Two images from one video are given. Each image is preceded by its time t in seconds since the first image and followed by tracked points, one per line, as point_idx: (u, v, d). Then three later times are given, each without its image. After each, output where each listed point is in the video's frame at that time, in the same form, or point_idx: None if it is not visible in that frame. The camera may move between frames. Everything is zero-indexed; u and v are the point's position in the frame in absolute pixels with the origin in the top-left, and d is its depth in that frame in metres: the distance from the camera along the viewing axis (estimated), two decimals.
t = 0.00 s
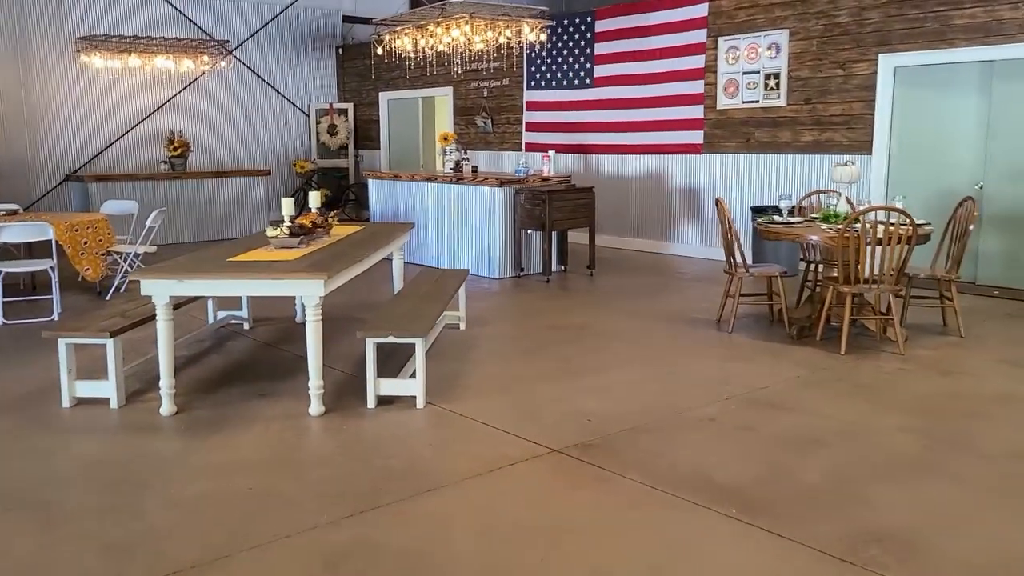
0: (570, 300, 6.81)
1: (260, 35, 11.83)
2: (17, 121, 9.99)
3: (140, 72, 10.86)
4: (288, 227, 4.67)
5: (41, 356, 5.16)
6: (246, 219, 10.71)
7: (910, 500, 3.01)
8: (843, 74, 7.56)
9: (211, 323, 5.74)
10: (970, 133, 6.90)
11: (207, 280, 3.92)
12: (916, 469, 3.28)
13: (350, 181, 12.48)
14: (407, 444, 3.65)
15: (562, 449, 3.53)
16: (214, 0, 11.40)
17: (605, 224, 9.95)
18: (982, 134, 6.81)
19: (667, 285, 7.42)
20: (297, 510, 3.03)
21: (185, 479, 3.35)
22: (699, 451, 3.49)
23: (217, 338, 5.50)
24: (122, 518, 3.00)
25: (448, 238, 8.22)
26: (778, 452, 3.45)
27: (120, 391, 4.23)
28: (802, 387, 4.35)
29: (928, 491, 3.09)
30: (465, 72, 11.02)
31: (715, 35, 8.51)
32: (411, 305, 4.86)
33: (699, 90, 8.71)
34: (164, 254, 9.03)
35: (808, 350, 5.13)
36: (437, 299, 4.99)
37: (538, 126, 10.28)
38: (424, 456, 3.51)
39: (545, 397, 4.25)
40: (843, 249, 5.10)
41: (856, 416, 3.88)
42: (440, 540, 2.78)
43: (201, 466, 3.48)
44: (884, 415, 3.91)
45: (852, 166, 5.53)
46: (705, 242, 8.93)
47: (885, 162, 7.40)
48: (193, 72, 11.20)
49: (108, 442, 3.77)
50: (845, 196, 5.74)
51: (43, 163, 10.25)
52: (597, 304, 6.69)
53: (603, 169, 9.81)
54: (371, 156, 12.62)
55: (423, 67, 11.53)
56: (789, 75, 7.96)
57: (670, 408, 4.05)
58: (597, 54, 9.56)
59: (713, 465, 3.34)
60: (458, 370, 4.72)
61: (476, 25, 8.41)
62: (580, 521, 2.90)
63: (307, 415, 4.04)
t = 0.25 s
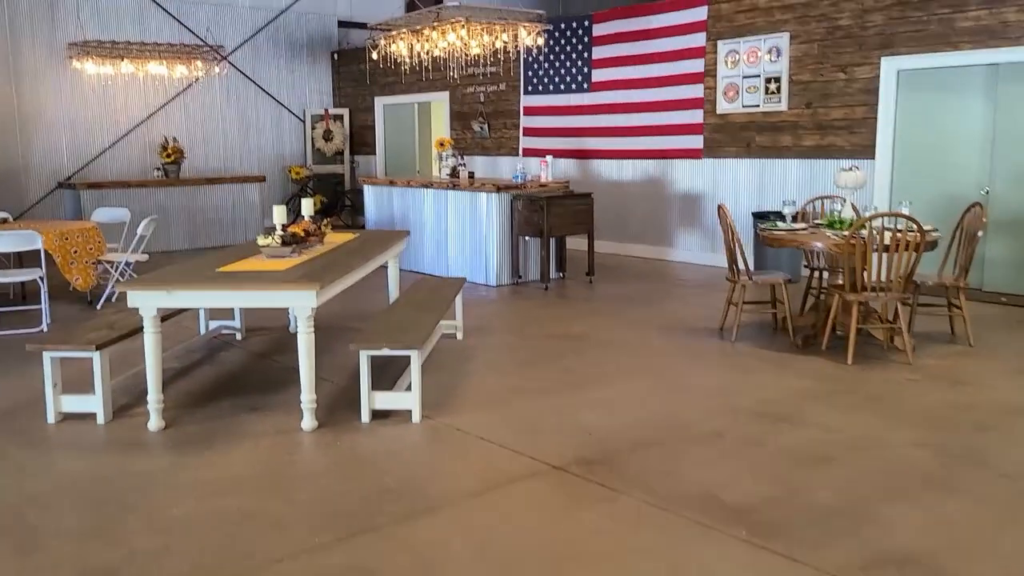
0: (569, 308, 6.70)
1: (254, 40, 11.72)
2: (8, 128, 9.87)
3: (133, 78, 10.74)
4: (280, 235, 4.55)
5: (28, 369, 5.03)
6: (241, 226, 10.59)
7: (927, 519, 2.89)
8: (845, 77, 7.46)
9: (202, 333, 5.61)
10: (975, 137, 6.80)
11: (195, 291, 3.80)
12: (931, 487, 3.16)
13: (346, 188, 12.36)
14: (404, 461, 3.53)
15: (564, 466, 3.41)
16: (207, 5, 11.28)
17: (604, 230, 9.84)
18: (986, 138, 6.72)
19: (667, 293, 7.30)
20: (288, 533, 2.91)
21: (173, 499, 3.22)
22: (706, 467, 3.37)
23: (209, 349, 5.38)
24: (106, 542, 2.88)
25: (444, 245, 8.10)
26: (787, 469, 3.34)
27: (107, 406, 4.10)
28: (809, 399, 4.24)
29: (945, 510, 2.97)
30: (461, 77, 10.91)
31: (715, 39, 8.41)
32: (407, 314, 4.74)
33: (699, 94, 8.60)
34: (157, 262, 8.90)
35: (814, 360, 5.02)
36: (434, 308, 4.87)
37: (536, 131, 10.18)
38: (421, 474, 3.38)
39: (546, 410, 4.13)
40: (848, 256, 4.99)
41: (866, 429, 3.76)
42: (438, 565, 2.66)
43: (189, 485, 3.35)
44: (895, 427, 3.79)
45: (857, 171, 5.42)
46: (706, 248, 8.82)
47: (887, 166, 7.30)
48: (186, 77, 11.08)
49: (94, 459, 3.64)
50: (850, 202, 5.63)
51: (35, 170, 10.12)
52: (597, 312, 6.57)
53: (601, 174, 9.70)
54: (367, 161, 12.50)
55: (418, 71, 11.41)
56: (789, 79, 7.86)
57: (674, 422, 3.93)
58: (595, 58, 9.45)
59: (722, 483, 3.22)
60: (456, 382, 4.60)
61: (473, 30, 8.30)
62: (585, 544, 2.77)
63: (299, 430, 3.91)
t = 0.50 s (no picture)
0: (572, 316, 6.56)
1: (252, 44, 11.59)
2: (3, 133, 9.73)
3: (129, 82, 10.61)
4: (275, 245, 4.42)
5: (16, 382, 4.88)
6: (238, 232, 10.45)
7: (952, 546, 2.75)
8: (852, 80, 7.32)
9: (196, 344, 5.47)
10: (986, 141, 6.66)
11: (185, 304, 3.65)
12: (953, 508, 3.02)
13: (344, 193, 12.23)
14: (401, 480, 3.39)
15: (568, 485, 3.27)
16: (205, 9, 11.16)
17: (606, 236, 9.70)
18: (997, 142, 6.58)
19: (671, 300, 7.16)
20: (280, 560, 2.77)
21: (160, 522, 3.08)
22: (717, 486, 3.23)
23: (202, 360, 5.24)
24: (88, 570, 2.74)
25: (444, 251, 7.96)
26: (802, 489, 3.19)
27: (94, 422, 3.96)
28: (821, 412, 4.10)
29: (968, 535, 2.84)
30: (461, 80, 10.78)
31: (719, 41, 8.27)
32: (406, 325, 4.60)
33: (702, 98, 8.47)
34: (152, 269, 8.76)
35: (824, 370, 4.87)
36: (433, 318, 4.73)
37: (537, 135, 10.04)
38: (419, 494, 3.25)
39: (549, 424, 3.99)
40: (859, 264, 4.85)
41: (883, 446, 3.62)
42: None
43: (179, 506, 3.21)
44: (912, 443, 3.65)
45: (867, 176, 5.28)
46: (710, 253, 8.68)
47: (896, 171, 7.17)
48: (183, 81, 10.95)
49: (80, 479, 3.50)
50: (860, 208, 5.49)
51: (30, 176, 9.99)
52: (600, 320, 6.43)
53: (604, 179, 9.57)
54: (366, 166, 12.38)
55: (418, 75, 11.28)
56: (795, 81, 7.72)
57: (682, 437, 3.79)
58: (596, 61, 9.32)
59: (734, 504, 3.08)
60: (456, 395, 4.46)
61: (473, 32, 8.17)
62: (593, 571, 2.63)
63: (293, 447, 3.77)
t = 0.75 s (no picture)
0: (572, 318, 6.44)
1: (247, 43, 11.46)
2: None
3: (123, 82, 10.49)
4: (268, 246, 4.30)
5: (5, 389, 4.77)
6: (234, 233, 10.33)
7: (973, 558, 2.64)
8: (856, 75, 7.21)
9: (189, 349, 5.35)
10: (993, 136, 6.55)
11: (175, 310, 3.54)
12: (972, 517, 2.92)
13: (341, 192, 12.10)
14: (399, 490, 3.28)
15: (572, 495, 3.16)
16: (199, 8, 11.04)
17: (607, 235, 9.59)
18: (1004, 137, 6.48)
19: (673, 300, 7.05)
20: None
21: (149, 536, 2.97)
22: (726, 495, 3.12)
23: (196, 365, 5.12)
24: None
25: (442, 252, 7.85)
26: (814, 497, 3.08)
27: (83, 431, 3.84)
28: (831, 416, 3.99)
29: (989, 545, 2.73)
30: (458, 78, 10.66)
31: (720, 37, 8.16)
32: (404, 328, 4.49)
33: (703, 94, 8.36)
34: (146, 271, 8.64)
35: (832, 372, 4.76)
36: (432, 321, 4.61)
37: (536, 134, 9.93)
38: (418, 505, 3.13)
39: (551, 430, 3.88)
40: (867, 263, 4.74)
41: (895, 451, 3.51)
42: None
43: (169, 519, 3.10)
44: (925, 448, 3.55)
45: (874, 173, 5.18)
46: (712, 252, 8.57)
47: (901, 167, 7.06)
48: (178, 81, 10.83)
49: (67, 490, 3.39)
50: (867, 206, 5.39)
51: (23, 177, 9.88)
52: (601, 322, 6.32)
53: (603, 177, 9.45)
54: (363, 166, 12.26)
55: (415, 72, 11.16)
56: (797, 77, 7.61)
57: (689, 443, 3.68)
58: (595, 58, 9.20)
59: (744, 514, 2.97)
60: (455, 400, 4.35)
61: (470, 29, 8.05)
62: None
63: (288, 456, 3.66)
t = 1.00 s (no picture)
0: (549, 320, 6.32)
1: (212, 42, 11.22)
2: None
3: (83, 81, 10.21)
4: (232, 250, 4.13)
5: None
6: (199, 236, 10.08)
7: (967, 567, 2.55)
8: (829, 74, 7.18)
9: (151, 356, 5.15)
10: (966, 135, 6.54)
11: (133, 317, 3.35)
12: (965, 524, 2.83)
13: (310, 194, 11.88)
14: (372, 504, 3.12)
15: (552, 507, 3.03)
16: (161, 6, 10.78)
17: (581, 236, 9.48)
18: (978, 136, 6.47)
19: (649, 301, 6.95)
20: None
21: (104, 558, 2.79)
22: (712, 505, 3.01)
23: (158, 374, 4.93)
24: None
25: (414, 254, 7.69)
26: (803, 506, 2.98)
27: (36, 446, 3.65)
28: (816, 420, 3.90)
29: (982, 552, 2.64)
30: (429, 78, 10.51)
31: (693, 36, 8.10)
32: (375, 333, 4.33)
33: (676, 94, 8.28)
34: (108, 276, 8.39)
35: (813, 375, 4.68)
36: (404, 325, 4.46)
37: (508, 134, 9.81)
38: (391, 520, 2.99)
39: (530, 438, 3.75)
40: (846, 264, 4.67)
41: (882, 455, 3.43)
42: None
43: (126, 539, 2.92)
44: (911, 452, 3.46)
45: (853, 173, 5.12)
46: (687, 252, 8.49)
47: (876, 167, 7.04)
48: (140, 80, 10.57)
49: (17, 510, 3.20)
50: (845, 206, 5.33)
51: None
52: (578, 324, 6.20)
53: (577, 178, 9.35)
54: (332, 167, 12.05)
55: (384, 72, 10.98)
56: (771, 76, 7.56)
57: (671, 450, 3.57)
58: (567, 57, 9.10)
59: (731, 525, 2.86)
60: (429, 408, 4.20)
61: (440, 27, 7.91)
62: None
63: (255, 469, 3.49)
